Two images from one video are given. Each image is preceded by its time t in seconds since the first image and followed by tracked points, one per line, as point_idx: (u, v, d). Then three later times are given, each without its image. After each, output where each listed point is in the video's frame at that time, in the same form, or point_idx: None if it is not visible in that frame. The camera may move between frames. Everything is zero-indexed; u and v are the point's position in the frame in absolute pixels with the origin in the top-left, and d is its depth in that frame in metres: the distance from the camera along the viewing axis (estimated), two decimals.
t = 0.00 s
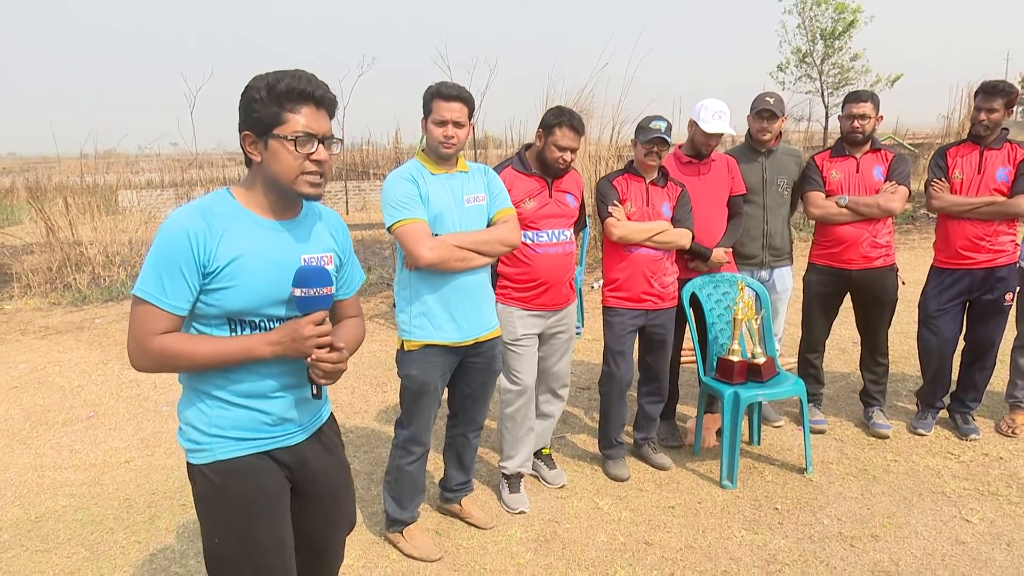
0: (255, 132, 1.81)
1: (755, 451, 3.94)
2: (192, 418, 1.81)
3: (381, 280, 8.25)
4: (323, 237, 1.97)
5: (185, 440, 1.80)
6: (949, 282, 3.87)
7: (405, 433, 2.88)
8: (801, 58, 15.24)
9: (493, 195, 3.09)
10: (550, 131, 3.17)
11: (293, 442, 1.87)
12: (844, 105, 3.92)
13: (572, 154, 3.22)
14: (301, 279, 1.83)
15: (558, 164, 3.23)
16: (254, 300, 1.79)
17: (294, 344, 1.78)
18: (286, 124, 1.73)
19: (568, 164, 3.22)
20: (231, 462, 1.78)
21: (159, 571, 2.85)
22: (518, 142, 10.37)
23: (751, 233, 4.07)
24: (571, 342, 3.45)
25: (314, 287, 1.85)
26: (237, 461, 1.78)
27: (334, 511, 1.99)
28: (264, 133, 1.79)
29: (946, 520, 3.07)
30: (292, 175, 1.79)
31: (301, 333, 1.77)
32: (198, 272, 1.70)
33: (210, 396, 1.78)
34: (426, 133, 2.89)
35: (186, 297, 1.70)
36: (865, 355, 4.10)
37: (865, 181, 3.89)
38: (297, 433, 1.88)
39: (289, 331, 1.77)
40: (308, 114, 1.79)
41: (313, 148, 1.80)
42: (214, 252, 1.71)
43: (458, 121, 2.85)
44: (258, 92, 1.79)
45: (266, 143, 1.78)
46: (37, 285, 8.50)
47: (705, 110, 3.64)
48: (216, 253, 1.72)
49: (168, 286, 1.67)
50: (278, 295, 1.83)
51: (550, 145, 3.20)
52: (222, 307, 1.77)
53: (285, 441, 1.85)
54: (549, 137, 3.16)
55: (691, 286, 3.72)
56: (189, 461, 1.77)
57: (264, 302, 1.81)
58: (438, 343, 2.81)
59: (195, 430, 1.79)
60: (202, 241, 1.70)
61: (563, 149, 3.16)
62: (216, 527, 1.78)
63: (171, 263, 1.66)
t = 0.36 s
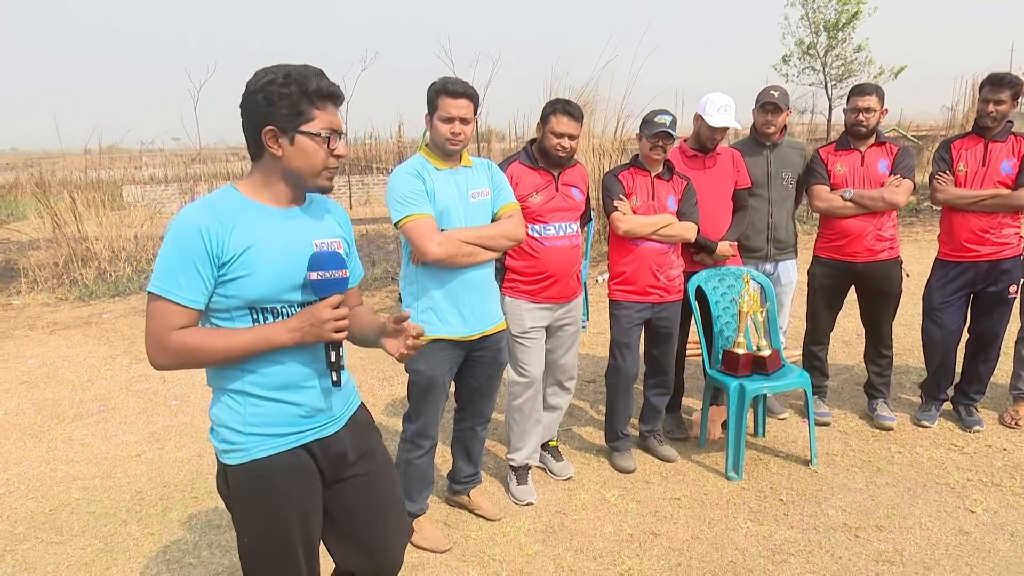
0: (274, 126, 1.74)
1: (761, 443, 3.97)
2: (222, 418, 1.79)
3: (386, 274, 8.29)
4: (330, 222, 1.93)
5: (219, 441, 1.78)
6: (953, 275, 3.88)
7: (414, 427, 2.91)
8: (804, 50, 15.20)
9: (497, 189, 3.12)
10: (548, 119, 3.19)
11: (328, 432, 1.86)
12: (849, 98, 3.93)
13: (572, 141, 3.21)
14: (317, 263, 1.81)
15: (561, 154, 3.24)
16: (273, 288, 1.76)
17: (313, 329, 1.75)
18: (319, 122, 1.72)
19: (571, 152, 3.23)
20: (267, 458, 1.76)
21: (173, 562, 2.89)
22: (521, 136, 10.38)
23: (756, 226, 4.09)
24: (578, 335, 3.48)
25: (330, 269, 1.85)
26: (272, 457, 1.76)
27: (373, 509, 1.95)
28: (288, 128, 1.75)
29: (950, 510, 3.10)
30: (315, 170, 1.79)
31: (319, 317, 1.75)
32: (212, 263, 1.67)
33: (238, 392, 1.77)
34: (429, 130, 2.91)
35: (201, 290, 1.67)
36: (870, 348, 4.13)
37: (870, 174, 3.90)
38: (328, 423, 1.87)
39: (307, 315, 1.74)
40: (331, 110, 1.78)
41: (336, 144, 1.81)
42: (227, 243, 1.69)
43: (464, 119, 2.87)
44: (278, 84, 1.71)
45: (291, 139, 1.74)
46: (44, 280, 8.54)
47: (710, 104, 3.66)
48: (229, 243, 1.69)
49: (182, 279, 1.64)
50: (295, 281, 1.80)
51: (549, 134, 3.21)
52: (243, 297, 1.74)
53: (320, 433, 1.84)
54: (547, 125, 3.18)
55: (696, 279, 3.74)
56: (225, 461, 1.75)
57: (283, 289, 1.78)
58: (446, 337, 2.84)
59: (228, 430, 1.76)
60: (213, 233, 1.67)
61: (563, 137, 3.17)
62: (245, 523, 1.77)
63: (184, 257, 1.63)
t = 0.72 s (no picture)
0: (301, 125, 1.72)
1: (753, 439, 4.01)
2: (251, 411, 1.78)
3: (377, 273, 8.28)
4: (345, 217, 1.92)
5: (249, 434, 1.77)
6: (942, 274, 3.95)
7: (411, 424, 2.92)
8: (791, 52, 15.34)
9: (490, 188, 3.14)
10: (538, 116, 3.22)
11: (354, 418, 1.90)
12: (840, 100, 3.98)
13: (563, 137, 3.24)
14: (344, 260, 1.78)
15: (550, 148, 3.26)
16: (304, 284, 1.76)
17: (344, 325, 1.76)
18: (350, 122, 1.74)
19: (561, 146, 3.25)
20: (298, 449, 1.77)
21: (171, 561, 2.89)
22: (513, 135, 10.41)
23: (748, 226, 4.13)
24: (574, 332, 3.50)
25: (359, 267, 1.80)
26: (303, 448, 1.78)
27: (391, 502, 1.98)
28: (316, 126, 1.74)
29: (939, 505, 3.15)
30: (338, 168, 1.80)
31: (350, 313, 1.76)
32: (244, 263, 1.66)
33: (269, 386, 1.77)
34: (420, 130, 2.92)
35: (234, 289, 1.66)
36: (859, 345, 4.18)
37: (861, 175, 3.95)
38: (355, 410, 1.90)
39: (337, 311, 1.75)
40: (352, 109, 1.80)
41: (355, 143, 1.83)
42: (258, 241, 1.67)
43: (455, 119, 2.88)
44: (308, 81, 1.70)
45: (319, 138, 1.73)
46: (31, 279, 8.45)
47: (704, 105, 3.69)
48: (260, 242, 1.68)
49: (215, 280, 1.63)
50: (324, 276, 1.79)
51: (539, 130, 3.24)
52: (275, 294, 1.73)
53: (347, 421, 1.87)
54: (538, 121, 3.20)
55: (690, 277, 3.78)
56: (257, 453, 1.75)
57: (313, 284, 1.78)
58: (443, 336, 2.85)
59: (259, 424, 1.76)
60: (243, 232, 1.66)
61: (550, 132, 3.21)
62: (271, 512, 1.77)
63: (216, 258, 1.62)
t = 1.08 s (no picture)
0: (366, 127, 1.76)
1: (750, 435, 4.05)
2: (312, 398, 1.82)
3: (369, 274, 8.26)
4: (397, 213, 1.98)
5: (310, 419, 1.81)
6: (933, 269, 4.01)
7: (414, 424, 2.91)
8: (774, 51, 15.48)
9: (488, 187, 3.14)
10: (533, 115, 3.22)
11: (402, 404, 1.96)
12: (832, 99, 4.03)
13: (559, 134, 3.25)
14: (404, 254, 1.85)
15: (547, 145, 3.27)
16: (367, 276, 1.81)
17: (404, 315, 1.82)
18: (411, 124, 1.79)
19: (557, 143, 3.26)
20: (356, 434, 1.83)
21: (175, 564, 2.87)
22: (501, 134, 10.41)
23: (743, 224, 4.17)
24: (573, 331, 3.51)
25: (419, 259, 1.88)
26: (362, 433, 1.83)
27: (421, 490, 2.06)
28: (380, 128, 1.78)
29: (936, 496, 3.20)
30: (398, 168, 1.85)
31: (410, 303, 1.82)
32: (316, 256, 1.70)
33: (330, 373, 1.81)
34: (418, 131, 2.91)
35: (306, 281, 1.70)
36: (853, 340, 4.24)
37: (854, 173, 4.00)
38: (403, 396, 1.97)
39: (398, 303, 1.81)
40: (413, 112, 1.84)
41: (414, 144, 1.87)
42: (328, 236, 1.72)
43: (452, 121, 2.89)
44: (375, 85, 1.75)
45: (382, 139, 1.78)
46: (16, 283, 8.32)
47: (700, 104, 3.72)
48: (331, 236, 1.72)
49: (290, 272, 1.67)
50: (383, 269, 1.85)
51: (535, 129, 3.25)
52: (341, 286, 1.78)
53: (397, 407, 1.94)
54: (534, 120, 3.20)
55: (687, 275, 3.81)
56: (317, 438, 1.79)
57: (374, 277, 1.83)
58: (445, 335, 2.85)
59: (321, 410, 1.80)
60: (315, 227, 1.70)
61: (547, 129, 3.21)
62: (328, 497, 1.82)
63: (292, 251, 1.66)
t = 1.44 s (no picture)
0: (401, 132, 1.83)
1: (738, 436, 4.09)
2: (353, 386, 1.90)
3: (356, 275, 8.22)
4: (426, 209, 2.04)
5: (352, 405, 1.89)
6: (918, 273, 4.09)
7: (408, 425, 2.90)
8: (756, 58, 15.68)
9: (478, 190, 3.12)
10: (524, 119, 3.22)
11: (435, 391, 2.04)
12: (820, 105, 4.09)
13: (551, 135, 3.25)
14: (437, 246, 1.91)
15: (539, 148, 3.28)
16: (402, 269, 1.88)
17: (439, 303, 1.88)
18: (444, 127, 1.86)
19: (549, 145, 3.28)
20: (394, 419, 1.90)
21: (168, 565, 2.84)
22: (488, 137, 10.43)
23: (732, 227, 4.22)
24: (565, 333, 3.52)
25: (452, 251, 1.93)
26: (401, 418, 1.91)
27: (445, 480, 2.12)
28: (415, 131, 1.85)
29: (922, 497, 3.27)
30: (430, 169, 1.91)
31: (444, 292, 1.88)
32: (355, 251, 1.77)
33: (369, 362, 1.88)
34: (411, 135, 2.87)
35: (347, 274, 1.77)
36: (839, 343, 4.30)
37: (840, 178, 4.07)
38: (436, 383, 2.04)
39: (433, 292, 1.87)
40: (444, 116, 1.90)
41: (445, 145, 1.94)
42: (366, 231, 1.79)
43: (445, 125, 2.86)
44: (408, 93, 1.81)
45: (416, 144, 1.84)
46: None
47: (691, 109, 3.76)
48: (368, 232, 1.79)
49: (332, 267, 1.74)
50: (418, 263, 1.92)
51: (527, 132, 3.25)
52: (377, 279, 1.85)
53: (432, 394, 2.01)
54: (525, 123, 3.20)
55: (677, 278, 3.85)
56: (358, 423, 1.88)
57: (409, 270, 1.90)
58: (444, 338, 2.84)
59: (361, 396, 1.88)
60: (353, 223, 1.77)
61: (539, 131, 3.23)
62: (367, 482, 1.90)
63: (333, 247, 1.73)
